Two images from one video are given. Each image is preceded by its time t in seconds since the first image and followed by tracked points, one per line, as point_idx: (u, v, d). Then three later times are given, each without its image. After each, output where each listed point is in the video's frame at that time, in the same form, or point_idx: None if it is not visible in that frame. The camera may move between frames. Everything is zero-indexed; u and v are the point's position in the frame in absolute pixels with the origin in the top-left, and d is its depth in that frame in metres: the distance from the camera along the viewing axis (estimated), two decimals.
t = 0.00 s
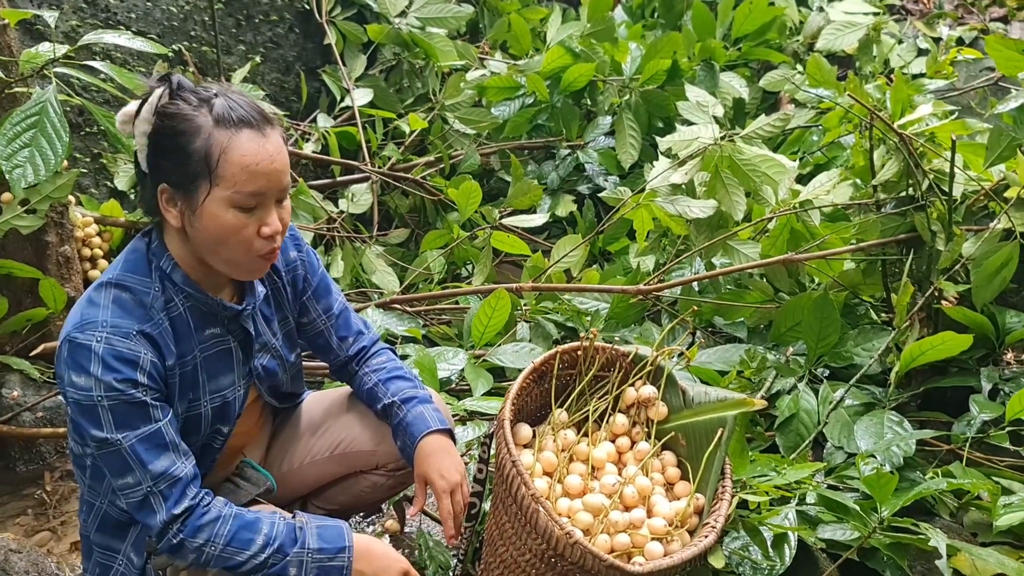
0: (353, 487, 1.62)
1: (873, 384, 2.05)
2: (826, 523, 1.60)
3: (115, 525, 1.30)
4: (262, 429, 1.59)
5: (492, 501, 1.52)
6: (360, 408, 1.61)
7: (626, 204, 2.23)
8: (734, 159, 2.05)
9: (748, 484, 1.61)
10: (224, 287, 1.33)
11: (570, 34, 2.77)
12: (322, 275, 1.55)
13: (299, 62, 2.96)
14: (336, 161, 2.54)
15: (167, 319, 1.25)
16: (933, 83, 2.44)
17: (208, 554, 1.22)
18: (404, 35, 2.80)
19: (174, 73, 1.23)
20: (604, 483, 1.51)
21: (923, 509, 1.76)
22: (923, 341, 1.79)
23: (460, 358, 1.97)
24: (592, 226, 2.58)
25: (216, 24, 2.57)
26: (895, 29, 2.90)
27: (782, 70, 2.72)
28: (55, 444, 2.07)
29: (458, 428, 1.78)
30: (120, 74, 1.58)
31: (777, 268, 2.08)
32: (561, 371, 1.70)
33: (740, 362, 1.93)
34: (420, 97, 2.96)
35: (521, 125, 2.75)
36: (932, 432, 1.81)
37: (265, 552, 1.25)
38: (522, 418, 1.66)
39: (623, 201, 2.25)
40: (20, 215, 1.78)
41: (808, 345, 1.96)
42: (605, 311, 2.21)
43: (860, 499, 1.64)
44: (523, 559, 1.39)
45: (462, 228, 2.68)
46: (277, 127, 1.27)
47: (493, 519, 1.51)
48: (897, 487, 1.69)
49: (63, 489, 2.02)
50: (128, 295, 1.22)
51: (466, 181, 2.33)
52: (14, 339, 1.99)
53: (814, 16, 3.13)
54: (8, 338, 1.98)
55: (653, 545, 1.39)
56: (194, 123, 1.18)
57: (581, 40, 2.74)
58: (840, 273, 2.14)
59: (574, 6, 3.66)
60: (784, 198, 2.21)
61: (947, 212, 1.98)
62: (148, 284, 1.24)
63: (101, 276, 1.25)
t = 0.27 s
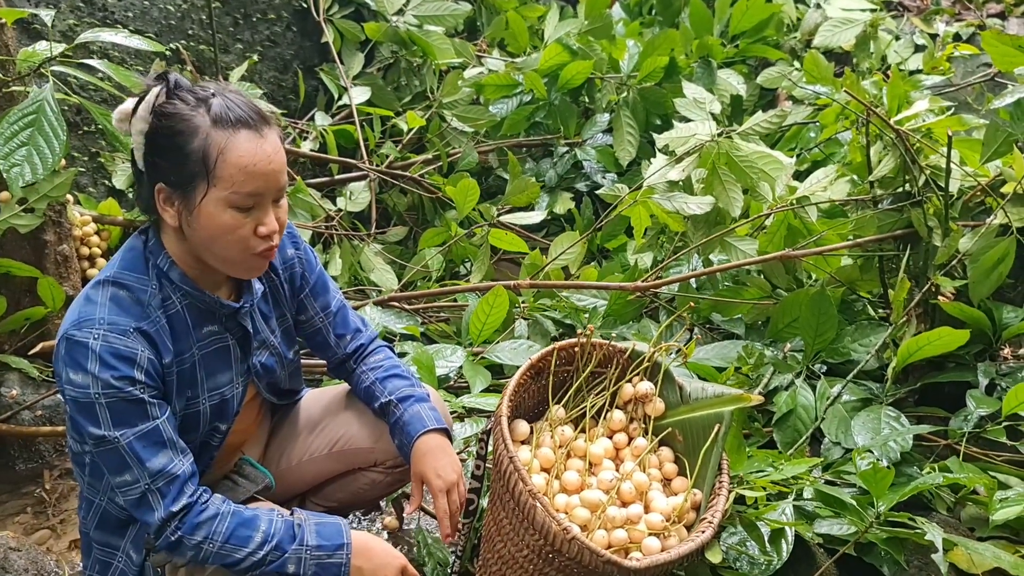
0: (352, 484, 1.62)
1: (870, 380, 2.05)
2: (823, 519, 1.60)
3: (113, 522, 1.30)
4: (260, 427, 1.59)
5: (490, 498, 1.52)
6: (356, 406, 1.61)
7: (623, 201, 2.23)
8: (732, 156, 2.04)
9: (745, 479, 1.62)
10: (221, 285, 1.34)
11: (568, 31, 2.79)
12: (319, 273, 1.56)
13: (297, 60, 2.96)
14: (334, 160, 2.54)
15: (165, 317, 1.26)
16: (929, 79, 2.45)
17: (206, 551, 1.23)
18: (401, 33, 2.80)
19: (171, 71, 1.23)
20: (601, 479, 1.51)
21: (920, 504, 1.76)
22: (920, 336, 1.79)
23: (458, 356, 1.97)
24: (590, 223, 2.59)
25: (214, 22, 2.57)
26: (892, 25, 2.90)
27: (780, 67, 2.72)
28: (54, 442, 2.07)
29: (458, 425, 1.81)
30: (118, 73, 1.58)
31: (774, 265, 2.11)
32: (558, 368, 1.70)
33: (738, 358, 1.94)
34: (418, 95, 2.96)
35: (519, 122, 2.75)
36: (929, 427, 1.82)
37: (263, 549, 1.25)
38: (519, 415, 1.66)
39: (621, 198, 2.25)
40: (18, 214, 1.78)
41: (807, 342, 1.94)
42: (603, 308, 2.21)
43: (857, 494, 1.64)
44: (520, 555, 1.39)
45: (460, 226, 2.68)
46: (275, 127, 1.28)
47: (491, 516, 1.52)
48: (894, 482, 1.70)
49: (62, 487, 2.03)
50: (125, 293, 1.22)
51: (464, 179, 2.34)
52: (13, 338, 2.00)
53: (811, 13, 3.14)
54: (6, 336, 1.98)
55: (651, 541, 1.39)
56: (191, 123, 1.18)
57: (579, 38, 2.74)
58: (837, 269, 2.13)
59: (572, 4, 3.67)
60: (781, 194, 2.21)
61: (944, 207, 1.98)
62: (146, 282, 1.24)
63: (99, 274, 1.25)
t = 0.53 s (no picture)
0: (350, 479, 1.62)
1: (869, 375, 2.06)
2: (821, 513, 1.60)
3: (111, 519, 1.31)
4: (258, 423, 1.60)
5: (489, 494, 1.52)
6: (361, 400, 1.62)
7: (622, 197, 2.23)
8: (730, 151, 2.04)
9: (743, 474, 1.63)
10: (217, 282, 1.34)
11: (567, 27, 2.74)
12: (317, 272, 1.56)
13: (296, 57, 2.96)
14: (333, 157, 2.54)
15: (159, 314, 1.26)
16: (928, 75, 2.45)
17: (204, 547, 1.23)
18: (400, 29, 2.80)
19: (168, 69, 1.23)
20: (600, 474, 1.51)
21: (918, 499, 1.76)
22: (919, 331, 1.79)
23: (457, 352, 1.97)
24: (589, 220, 2.59)
25: (212, 19, 2.57)
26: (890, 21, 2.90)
27: (778, 63, 2.72)
28: (54, 440, 2.07)
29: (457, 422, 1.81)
30: (117, 69, 1.60)
31: (773, 261, 2.10)
32: (556, 364, 1.69)
33: (737, 353, 1.93)
34: (417, 92, 2.96)
35: (518, 119, 2.75)
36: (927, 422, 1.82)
37: (260, 544, 1.25)
38: (517, 411, 1.66)
39: (620, 194, 2.25)
40: (17, 211, 1.78)
41: (805, 337, 1.94)
42: (602, 305, 2.23)
43: (856, 489, 1.65)
44: (519, 550, 1.40)
45: (459, 222, 2.68)
46: (273, 126, 1.28)
47: (490, 512, 1.52)
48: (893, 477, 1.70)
49: (62, 484, 2.03)
50: (120, 290, 1.22)
51: (463, 175, 2.34)
52: (12, 335, 2.00)
53: (810, 8, 3.13)
54: (6, 334, 1.98)
55: (649, 535, 1.40)
56: (189, 122, 1.18)
57: (578, 34, 2.73)
58: (836, 265, 2.13)
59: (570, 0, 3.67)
60: (779, 190, 2.21)
61: (942, 202, 1.98)
62: (141, 279, 1.24)
63: (93, 271, 1.25)
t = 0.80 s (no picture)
0: (350, 477, 1.62)
1: (871, 374, 2.06)
2: (824, 512, 1.60)
3: (112, 518, 1.30)
4: (259, 421, 1.60)
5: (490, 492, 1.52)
6: (381, 388, 1.61)
7: (623, 195, 2.23)
8: (732, 150, 2.03)
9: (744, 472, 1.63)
10: (224, 280, 1.34)
11: (568, 26, 2.74)
12: (322, 265, 1.56)
13: (297, 56, 2.96)
14: (334, 155, 2.54)
15: (164, 311, 1.26)
16: (929, 73, 2.45)
17: (207, 545, 1.23)
18: (401, 28, 2.79)
19: (168, 69, 1.23)
20: (602, 471, 1.51)
21: (920, 498, 1.76)
22: (921, 330, 1.79)
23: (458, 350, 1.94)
24: (590, 218, 2.59)
25: (213, 17, 2.57)
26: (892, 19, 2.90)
27: (780, 61, 2.72)
28: (56, 438, 2.07)
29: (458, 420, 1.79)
30: (118, 69, 1.59)
31: (775, 260, 2.09)
32: (557, 364, 1.69)
33: (738, 352, 1.93)
34: (418, 90, 2.96)
35: (519, 118, 2.75)
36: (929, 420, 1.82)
37: (264, 541, 1.25)
38: (519, 409, 1.66)
39: (621, 192, 2.25)
40: (18, 210, 1.78)
41: (807, 336, 1.94)
42: (604, 303, 2.24)
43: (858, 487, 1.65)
44: (520, 549, 1.39)
45: (460, 221, 2.68)
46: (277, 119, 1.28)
47: (491, 510, 1.51)
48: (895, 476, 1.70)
49: (64, 482, 2.03)
50: (125, 287, 1.22)
51: (464, 174, 2.33)
52: (14, 334, 2.00)
53: (812, 7, 3.13)
54: (8, 332, 1.99)
55: (651, 532, 1.39)
56: (194, 119, 1.18)
57: (579, 33, 2.73)
58: (838, 263, 2.15)
59: None
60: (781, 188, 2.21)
61: (945, 201, 1.97)
62: (146, 276, 1.24)
63: (98, 268, 1.25)
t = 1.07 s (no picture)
0: (354, 481, 1.62)
1: (874, 375, 2.05)
2: (827, 514, 1.60)
3: (118, 516, 1.30)
4: (267, 423, 1.60)
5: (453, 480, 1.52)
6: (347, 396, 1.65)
7: (627, 196, 2.23)
8: (735, 151, 2.03)
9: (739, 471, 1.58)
10: (240, 282, 1.35)
11: (571, 26, 2.73)
12: (331, 273, 1.57)
13: (299, 55, 2.96)
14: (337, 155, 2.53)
15: (180, 313, 1.26)
16: (933, 75, 2.44)
17: (212, 547, 1.23)
18: (404, 27, 2.78)
19: (186, 73, 1.23)
20: (560, 452, 1.51)
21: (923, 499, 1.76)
22: (924, 332, 1.79)
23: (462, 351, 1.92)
24: (593, 219, 2.58)
25: (216, 16, 2.56)
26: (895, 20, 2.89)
27: (783, 62, 2.72)
28: (59, 438, 2.07)
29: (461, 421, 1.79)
30: (122, 68, 1.58)
31: (778, 261, 2.09)
32: (513, 357, 1.70)
33: (741, 354, 1.93)
34: (421, 90, 2.96)
35: (522, 118, 2.75)
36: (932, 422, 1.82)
37: (268, 544, 1.25)
38: (483, 405, 1.67)
39: (624, 193, 2.25)
40: (21, 210, 1.78)
41: (810, 337, 1.94)
42: (607, 303, 2.22)
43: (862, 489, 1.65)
44: (491, 536, 1.39)
45: (463, 221, 2.68)
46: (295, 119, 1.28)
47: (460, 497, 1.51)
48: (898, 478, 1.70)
49: (67, 482, 2.03)
50: (143, 287, 1.22)
51: (467, 174, 2.33)
52: (17, 334, 2.00)
53: (815, 7, 3.13)
54: (11, 332, 1.99)
55: (611, 504, 1.39)
56: (216, 120, 1.18)
57: (582, 33, 2.72)
58: (841, 264, 2.16)
59: None
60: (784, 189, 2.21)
61: (949, 203, 1.98)
62: (164, 278, 1.24)
63: (116, 266, 1.25)
